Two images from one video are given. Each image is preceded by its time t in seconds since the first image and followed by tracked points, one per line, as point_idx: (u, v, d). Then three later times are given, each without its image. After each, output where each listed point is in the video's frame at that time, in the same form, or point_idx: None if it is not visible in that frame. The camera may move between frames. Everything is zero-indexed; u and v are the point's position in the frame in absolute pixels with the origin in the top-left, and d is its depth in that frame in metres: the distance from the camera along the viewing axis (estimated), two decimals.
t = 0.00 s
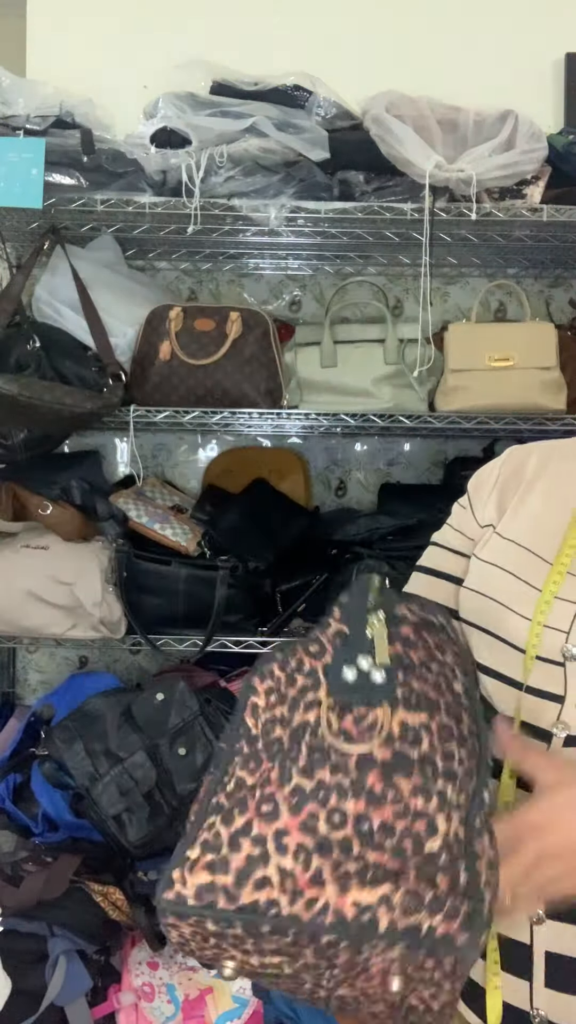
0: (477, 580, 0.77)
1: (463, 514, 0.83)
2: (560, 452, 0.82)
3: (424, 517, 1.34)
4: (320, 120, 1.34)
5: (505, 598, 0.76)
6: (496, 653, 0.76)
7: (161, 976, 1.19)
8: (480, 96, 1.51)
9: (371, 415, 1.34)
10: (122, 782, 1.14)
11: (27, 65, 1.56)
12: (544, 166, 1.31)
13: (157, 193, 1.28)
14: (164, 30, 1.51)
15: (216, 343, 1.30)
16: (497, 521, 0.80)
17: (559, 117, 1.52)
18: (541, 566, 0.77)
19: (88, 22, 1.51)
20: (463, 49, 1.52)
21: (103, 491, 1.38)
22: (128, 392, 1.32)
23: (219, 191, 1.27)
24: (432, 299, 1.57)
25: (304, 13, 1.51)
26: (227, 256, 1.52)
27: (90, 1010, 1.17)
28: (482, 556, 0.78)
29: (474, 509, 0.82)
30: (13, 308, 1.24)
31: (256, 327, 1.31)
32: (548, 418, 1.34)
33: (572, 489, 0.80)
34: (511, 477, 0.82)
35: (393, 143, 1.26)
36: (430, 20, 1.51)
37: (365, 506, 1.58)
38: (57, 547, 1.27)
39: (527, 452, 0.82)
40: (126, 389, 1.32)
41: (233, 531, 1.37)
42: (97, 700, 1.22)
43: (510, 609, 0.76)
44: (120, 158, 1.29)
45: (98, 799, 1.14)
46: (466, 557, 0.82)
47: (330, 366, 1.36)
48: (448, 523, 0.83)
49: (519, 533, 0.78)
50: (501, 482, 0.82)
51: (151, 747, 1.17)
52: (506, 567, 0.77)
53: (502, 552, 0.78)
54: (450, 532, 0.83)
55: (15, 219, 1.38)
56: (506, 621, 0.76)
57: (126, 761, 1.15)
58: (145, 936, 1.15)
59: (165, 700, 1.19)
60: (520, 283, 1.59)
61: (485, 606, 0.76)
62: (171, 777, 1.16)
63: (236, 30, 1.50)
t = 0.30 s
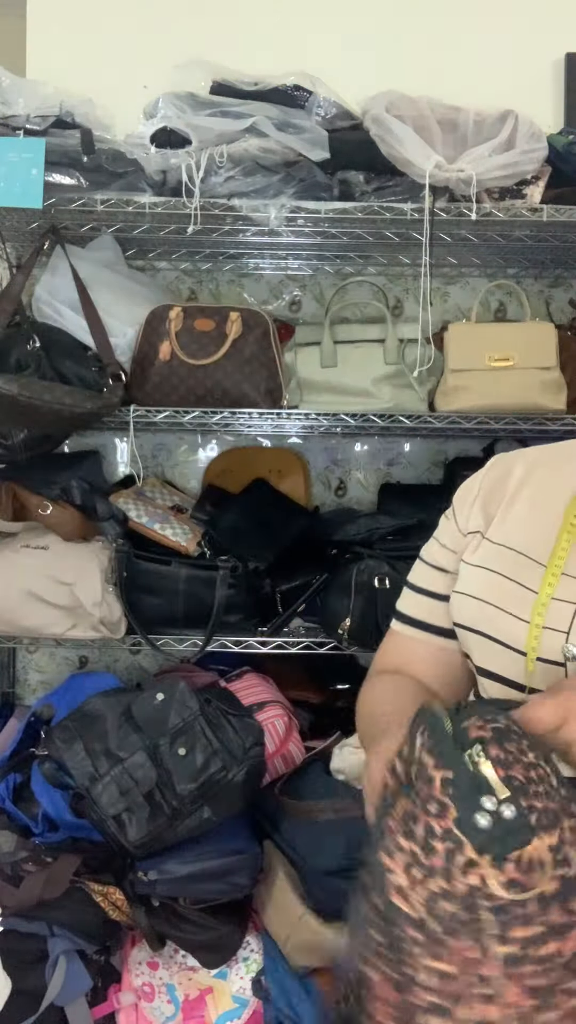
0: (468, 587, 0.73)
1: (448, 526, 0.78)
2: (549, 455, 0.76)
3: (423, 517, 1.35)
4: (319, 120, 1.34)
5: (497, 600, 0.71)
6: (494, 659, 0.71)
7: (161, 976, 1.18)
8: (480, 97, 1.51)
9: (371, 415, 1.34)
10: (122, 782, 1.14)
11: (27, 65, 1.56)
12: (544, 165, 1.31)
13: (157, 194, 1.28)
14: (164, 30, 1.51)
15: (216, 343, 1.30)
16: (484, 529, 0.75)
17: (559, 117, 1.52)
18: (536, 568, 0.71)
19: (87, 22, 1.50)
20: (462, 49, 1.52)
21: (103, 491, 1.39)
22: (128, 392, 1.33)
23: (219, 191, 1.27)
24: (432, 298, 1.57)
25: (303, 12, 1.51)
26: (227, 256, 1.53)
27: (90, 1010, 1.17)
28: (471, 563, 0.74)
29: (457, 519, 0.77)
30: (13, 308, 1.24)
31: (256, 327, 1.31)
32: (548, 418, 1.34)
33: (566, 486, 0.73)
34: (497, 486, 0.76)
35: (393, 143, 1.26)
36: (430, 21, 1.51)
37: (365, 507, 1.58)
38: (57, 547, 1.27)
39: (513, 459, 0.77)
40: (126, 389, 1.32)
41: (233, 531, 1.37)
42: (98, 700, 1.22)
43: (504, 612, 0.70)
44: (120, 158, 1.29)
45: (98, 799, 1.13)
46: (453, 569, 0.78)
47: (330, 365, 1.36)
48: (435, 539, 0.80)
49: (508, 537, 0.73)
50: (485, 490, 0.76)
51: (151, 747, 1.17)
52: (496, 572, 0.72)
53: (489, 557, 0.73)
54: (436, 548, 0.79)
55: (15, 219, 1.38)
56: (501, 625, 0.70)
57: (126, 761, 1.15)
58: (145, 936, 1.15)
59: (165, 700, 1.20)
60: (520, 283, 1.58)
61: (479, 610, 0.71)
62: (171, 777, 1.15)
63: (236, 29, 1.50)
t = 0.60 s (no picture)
0: (458, 601, 0.73)
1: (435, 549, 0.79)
2: (529, 467, 0.77)
3: (423, 517, 1.34)
4: (320, 120, 1.34)
5: (486, 611, 0.70)
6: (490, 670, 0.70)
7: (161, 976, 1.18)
8: (480, 97, 1.52)
9: (371, 415, 1.34)
10: (122, 782, 1.13)
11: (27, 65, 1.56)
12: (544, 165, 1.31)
13: (157, 193, 1.28)
14: (163, 30, 1.51)
15: (216, 343, 1.30)
16: (471, 544, 0.75)
17: (559, 117, 1.52)
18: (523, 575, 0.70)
19: (88, 21, 1.51)
20: (462, 49, 1.52)
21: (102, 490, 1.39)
22: (128, 392, 1.33)
23: (219, 191, 1.27)
24: (433, 298, 1.57)
25: (303, 11, 1.51)
26: (227, 256, 1.52)
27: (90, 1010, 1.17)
28: (460, 578, 0.74)
29: (442, 537, 0.78)
30: (13, 308, 1.24)
31: (256, 327, 1.31)
32: (548, 418, 1.34)
33: (547, 493, 0.73)
34: (480, 502, 0.77)
35: (393, 143, 1.26)
36: (429, 20, 1.51)
37: (365, 507, 1.58)
38: (57, 547, 1.27)
39: (495, 475, 0.78)
40: (126, 389, 1.32)
41: (233, 531, 1.37)
42: (98, 700, 1.22)
43: (494, 623, 0.70)
44: (120, 158, 1.29)
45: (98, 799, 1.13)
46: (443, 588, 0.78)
47: (330, 366, 1.36)
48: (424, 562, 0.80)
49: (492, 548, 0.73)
50: (469, 506, 0.77)
51: (151, 746, 1.17)
52: (485, 583, 0.72)
53: (476, 570, 0.73)
54: (423, 573, 0.80)
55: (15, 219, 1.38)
56: (492, 635, 0.70)
57: (126, 761, 1.15)
58: (145, 936, 1.15)
59: (165, 699, 1.20)
60: (520, 283, 1.58)
61: (471, 624, 0.71)
62: (171, 777, 1.15)
63: (235, 28, 1.50)
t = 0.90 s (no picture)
0: (448, 614, 0.73)
1: (427, 567, 0.80)
2: (511, 482, 0.78)
3: (424, 517, 1.34)
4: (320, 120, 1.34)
5: (475, 621, 0.71)
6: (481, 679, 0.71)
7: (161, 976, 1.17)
8: (480, 97, 1.52)
9: (371, 415, 1.34)
10: (122, 782, 1.13)
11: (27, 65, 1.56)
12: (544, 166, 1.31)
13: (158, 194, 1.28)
14: (164, 29, 1.51)
15: (216, 343, 1.30)
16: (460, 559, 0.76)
17: (558, 118, 1.52)
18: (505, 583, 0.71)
19: (88, 21, 1.51)
20: (462, 49, 1.52)
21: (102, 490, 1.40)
22: (129, 392, 1.32)
23: (219, 191, 1.27)
24: (433, 299, 1.58)
25: (303, 12, 1.51)
26: (227, 256, 1.52)
27: (90, 1010, 1.17)
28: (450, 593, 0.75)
29: (433, 555, 0.79)
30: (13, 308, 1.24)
31: (256, 327, 1.31)
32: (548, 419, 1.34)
33: (527, 505, 0.75)
34: (467, 518, 0.78)
35: (393, 143, 1.27)
36: (430, 20, 1.51)
37: (365, 506, 1.58)
38: (57, 547, 1.27)
39: (480, 491, 0.80)
40: (126, 389, 1.32)
41: (232, 531, 1.37)
42: (97, 700, 1.21)
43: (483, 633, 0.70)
44: (120, 158, 1.29)
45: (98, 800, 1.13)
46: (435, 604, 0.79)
47: (330, 366, 1.36)
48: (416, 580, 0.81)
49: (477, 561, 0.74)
50: (456, 522, 0.79)
51: (151, 747, 1.16)
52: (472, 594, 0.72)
53: (464, 583, 0.74)
54: (417, 590, 0.80)
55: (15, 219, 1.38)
56: (480, 645, 0.70)
57: (126, 761, 1.15)
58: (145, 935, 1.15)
59: (165, 700, 1.19)
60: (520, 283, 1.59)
61: (462, 636, 0.72)
62: (171, 777, 1.15)
63: (236, 28, 1.50)
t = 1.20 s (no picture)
0: (442, 621, 0.73)
1: (424, 573, 0.80)
2: (504, 486, 0.78)
3: (424, 517, 1.34)
4: (320, 120, 1.34)
5: (467, 627, 0.71)
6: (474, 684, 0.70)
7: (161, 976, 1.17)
8: (480, 98, 1.52)
9: (372, 415, 1.34)
10: (122, 782, 1.13)
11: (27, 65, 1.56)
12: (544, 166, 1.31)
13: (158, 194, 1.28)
14: (164, 29, 1.51)
15: (215, 343, 1.30)
16: (455, 564, 0.76)
17: (559, 118, 1.52)
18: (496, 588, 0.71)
19: (88, 20, 1.51)
20: (463, 48, 1.52)
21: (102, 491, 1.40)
22: (129, 392, 1.32)
23: (219, 191, 1.27)
24: (432, 299, 1.58)
25: (304, 11, 1.51)
26: (227, 256, 1.52)
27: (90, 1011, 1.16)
28: (442, 599, 0.75)
29: (429, 561, 0.79)
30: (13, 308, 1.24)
31: (256, 327, 1.31)
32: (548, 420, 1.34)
33: (518, 510, 0.75)
34: (461, 523, 0.78)
35: (393, 143, 1.26)
36: (430, 20, 1.51)
37: (365, 507, 1.58)
38: (57, 547, 1.27)
39: (475, 497, 0.79)
40: (126, 389, 1.32)
41: (232, 532, 1.37)
42: (98, 700, 1.21)
43: (475, 639, 0.70)
44: (120, 158, 1.29)
45: (98, 799, 1.13)
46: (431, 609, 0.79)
47: (330, 366, 1.36)
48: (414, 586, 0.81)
49: (469, 566, 0.74)
50: (451, 528, 0.79)
51: (151, 747, 1.16)
52: (465, 600, 0.72)
53: (456, 588, 0.74)
54: (414, 596, 0.81)
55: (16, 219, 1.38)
56: (473, 650, 0.70)
57: (126, 761, 1.14)
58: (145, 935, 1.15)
59: (165, 700, 1.19)
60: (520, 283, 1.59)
61: (455, 642, 0.71)
62: (171, 777, 1.15)
63: (236, 28, 1.50)
